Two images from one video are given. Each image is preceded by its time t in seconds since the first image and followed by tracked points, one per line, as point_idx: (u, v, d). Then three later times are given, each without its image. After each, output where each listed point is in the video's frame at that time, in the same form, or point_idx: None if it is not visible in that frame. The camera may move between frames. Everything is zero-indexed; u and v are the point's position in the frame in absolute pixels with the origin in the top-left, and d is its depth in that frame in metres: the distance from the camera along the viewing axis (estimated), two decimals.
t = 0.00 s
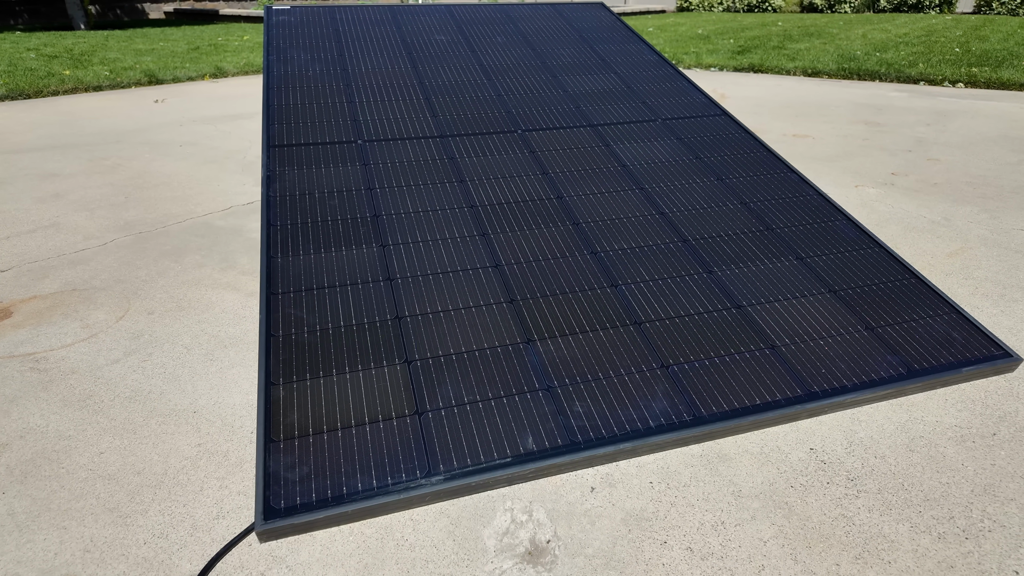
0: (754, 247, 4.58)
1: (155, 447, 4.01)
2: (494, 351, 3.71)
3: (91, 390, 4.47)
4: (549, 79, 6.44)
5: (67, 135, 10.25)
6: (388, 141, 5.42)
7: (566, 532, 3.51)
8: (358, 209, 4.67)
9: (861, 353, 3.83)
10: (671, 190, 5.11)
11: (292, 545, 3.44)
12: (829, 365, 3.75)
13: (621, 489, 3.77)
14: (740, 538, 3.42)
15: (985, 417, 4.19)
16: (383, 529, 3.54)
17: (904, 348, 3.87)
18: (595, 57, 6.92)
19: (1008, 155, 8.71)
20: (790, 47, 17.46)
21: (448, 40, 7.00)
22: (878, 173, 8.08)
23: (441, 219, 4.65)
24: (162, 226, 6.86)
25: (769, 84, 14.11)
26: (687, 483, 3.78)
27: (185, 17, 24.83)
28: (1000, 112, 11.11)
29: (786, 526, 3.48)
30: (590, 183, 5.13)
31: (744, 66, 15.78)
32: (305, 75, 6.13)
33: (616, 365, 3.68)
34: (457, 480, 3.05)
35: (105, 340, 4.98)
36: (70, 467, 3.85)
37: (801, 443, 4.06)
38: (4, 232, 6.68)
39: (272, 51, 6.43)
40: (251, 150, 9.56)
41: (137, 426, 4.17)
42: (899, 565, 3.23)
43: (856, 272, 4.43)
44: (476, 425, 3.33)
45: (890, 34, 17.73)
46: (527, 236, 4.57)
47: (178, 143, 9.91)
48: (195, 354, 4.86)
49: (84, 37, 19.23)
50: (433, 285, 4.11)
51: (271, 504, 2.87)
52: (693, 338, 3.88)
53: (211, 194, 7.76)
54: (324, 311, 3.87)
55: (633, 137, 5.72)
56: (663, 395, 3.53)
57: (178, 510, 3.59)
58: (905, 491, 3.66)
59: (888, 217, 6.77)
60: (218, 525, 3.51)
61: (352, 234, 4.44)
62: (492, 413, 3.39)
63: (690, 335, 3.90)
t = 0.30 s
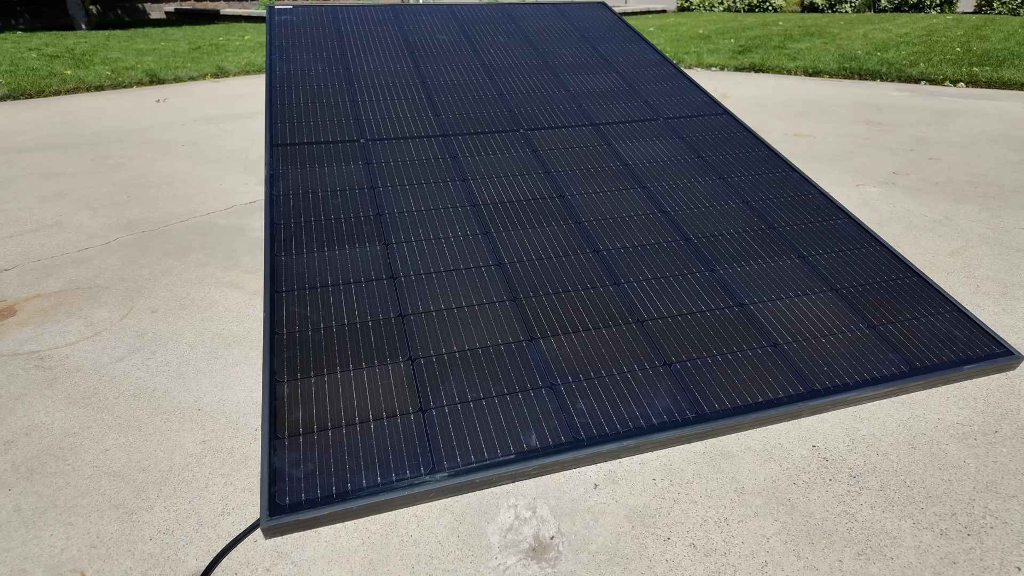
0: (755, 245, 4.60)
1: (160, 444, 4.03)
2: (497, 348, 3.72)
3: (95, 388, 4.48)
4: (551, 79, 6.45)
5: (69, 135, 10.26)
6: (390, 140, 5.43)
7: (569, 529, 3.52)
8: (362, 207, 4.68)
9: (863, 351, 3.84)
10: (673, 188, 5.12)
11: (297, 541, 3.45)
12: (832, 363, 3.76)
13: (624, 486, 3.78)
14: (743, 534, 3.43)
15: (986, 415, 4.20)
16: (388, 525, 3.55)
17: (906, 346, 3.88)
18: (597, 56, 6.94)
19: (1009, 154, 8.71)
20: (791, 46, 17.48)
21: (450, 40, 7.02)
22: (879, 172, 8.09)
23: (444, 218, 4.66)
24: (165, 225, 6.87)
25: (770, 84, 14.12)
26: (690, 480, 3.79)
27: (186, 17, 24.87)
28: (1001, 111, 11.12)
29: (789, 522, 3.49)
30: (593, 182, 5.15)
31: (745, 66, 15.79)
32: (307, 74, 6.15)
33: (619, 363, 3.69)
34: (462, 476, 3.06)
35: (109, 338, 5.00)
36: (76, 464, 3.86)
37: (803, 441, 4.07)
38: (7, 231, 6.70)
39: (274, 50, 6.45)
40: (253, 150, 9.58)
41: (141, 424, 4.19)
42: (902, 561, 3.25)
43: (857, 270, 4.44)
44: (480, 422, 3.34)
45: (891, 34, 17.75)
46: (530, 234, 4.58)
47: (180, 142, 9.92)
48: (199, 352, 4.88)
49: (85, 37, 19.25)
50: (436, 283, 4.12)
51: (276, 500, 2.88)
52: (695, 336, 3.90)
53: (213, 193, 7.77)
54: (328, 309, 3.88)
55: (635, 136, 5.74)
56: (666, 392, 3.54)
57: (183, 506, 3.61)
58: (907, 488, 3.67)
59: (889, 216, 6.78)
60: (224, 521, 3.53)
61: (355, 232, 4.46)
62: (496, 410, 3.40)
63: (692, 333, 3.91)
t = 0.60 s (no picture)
0: (757, 244, 4.60)
1: (162, 443, 4.04)
2: (499, 348, 3.73)
3: (98, 387, 4.49)
4: (552, 78, 6.46)
5: (70, 134, 10.27)
6: (392, 140, 5.43)
7: (570, 527, 3.53)
8: (363, 207, 4.69)
9: (863, 350, 3.84)
10: (674, 188, 5.12)
11: (299, 539, 3.46)
12: (832, 362, 3.76)
13: (625, 485, 3.79)
14: (743, 533, 3.44)
15: (987, 414, 4.20)
16: (389, 524, 3.56)
17: (907, 346, 3.88)
18: (598, 56, 6.94)
19: (1010, 154, 8.71)
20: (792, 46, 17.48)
21: (451, 39, 7.02)
22: (880, 172, 8.09)
23: (446, 218, 4.67)
24: (166, 224, 6.88)
25: (771, 83, 14.13)
26: (691, 479, 3.79)
27: (187, 17, 24.89)
28: (1002, 111, 11.11)
29: (790, 521, 3.49)
30: (594, 181, 5.15)
31: (746, 65, 15.79)
32: (309, 74, 6.15)
33: (620, 362, 3.70)
34: (464, 475, 3.06)
35: (111, 337, 5.01)
36: (78, 463, 3.87)
37: (804, 440, 4.07)
38: (9, 230, 6.71)
39: (276, 50, 6.45)
40: (255, 149, 9.59)
41: (144, 423, 4.19)
42: (902, 560, 3.25)
43: (858, 270, 4.44)
44: (481, 421, 3.34)
45: (892, 34, 17.75)
46: (531, 234, 4.59)
47: (182, 142, 9.93)
48: (201, 351, 4.88)
49: (86, 36, 19.27)
50: (438, 283, 4.13)
51: (278, 498, 2.89)
52: (696, 335, 3.90)
53: (215, 193, 7.78)
54: (330, 308, 3.88)
55: (636, 136, 5.74)
56: (667, 392, 3.54)
57: (186, 505, 3.62)
58: (908, 487, 3.68)
59: (890, 216, 6.78)
60: (226, 520, 3.53)
61: (357, 232, 4.46)
62: (498, 409, 3.41)
63: (693, 333, 3.91)
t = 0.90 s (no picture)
0: (744, 252, 4.67)
1: (157, 449, 4.11)
2: (487, 355, 3.80)
3: (95, 393, 4.57)
4: (545, 86, 6.53)
5: (70, 139, 10.35)
6: (386, 148, 5.51)
7: (554, 532, 3.60)
8: (356, 215, 4.76)
9: (847, 357, 3.91)
10: (664, 195, 5.20)
11: (290, 544, 3.54)
12: (816, 369, 3.83)
13: (609, 490, 3.86)
14: (723, 538, 3.51)
15: (966, 420, 4.27)
16: (378, 529, 3.63)
17: (889, 352, 3.95)
18: (591, 62, 7.01)
19: (1002, 158, 8.77)
20: (789, 48, 17.54)
21: (446, 47, 7.09)
22: (872, 177, 8.16)
23: (438, 225, 4.74)
24: (164, 230, 6.96)
25: (768, 86, 14.20)
26: (674, 485, 3.87)
27: (187, 20, 25.00)
28: (996, 115, 11.17)
29: (768, 526, 3.57)
30: (585, 189, 5.23)
31: (743, 68, 15.86)
32: (305, 82, 6.23)
33: (606, 369, 3.77)
34: (451, 481, 3.13)
35: (109, 344, 5.09)
36: (76, 469, 3.95)
37: (785, 446, 4.14)
38: (9, 236, 6.79)
39: (272, 57, 6.53)
40: (253, 154, 9.67)
41: (140, 429, 4.27)
42: (876, 565, 3.32)
43: (844, 277, 4.51)
44: (469, 428, 3.42)
45: (890, 35, 17.80)
46: (522, 242, 4.66)
47: (180, 146, 10.01)
48: (197, 358, 4.96)
49: (87, 39, 19.36)
50: (429, 290, 4.20)
51: (269, 504, 2.97)
52: (683, 342, 3.97)
53: (213, 198, 7.86)
54: (322, 316, 3.96)
55: (628, 143, 5.81)
56: (652, 398, 3.61)
57: (180, 511, 3.69)
58: (885, 492, 3.75)
59: (880, 221, 6.85)
60: (220, 525, 3.61)
61: (350, 240, 4.54)
62: (485, 416, 3.48)
63: (679, 340, 3.98)
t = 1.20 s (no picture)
0: (722, 303, 4.85)
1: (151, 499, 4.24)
2: (471, 407, 3.95)
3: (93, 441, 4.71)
4: (534, 137, 6.80)
5: (77, 180, 10.65)
6: (380, 199, 5.73)
7: None
8: (349, 266, 4.96)
9: (818, 408, 4.05)
10: (646, 246, 5.40)
11: None
12: (788, 420, 3.97)
13: (585, 542, 3.98)
14: None
15: (933, 472, 4.38)
16: None
17: (859, 404, 4.09)
18: (580, 114, 7.30)
19: (982, 202, 9.00)
20: (780, 88, 17.98)
21: (441, 99, 7.39)
22: (855, 221, 8.38)
23: (427, 277, 4.92)
24: (165, 275, 7.17)
25: (758, 127, 14.57)
26: (648, 536, 3.98)
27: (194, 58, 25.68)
28: (978, 157, 11.45)
29: None
30: (570, 240, 5.43)
31: (734, 108, 16.28)
32: (304, 134, 6.49)
33: (586, 420, 3.91)
34: (432, 533, 3.25)
35: (107, 391, 5.25)
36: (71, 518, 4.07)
37: (758, 497, 4.27)
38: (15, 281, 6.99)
39: (274, 110, 6.81)
40: (254, 196, 9.94)
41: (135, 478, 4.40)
42: None
43: (817, 328, 4.68)
44: (450, 481, 3.55)
45: (878, 76, 18.26)
46: (508, 292, 4.84)
47: (184, 188, 10.30)
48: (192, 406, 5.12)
49: (96, 77, 19.90)
50: (417, 342, 4.36)
51: (257, 556, 3.08)
52: (660, 393, 4.12)
53: (213, 242, 8.09)
54: (313, 368, 4.12)
55: (613, 194, 6.04)
56: (627, 449, 3.75)
57: (171, 561, 3.81)
58: (851, 544, 3.85)
59: (860, 267, 7.05)
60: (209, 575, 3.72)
61: (342, 291, 4.72)
62: (465, 469, 3.61)
63: (656, 391, 4.13)
